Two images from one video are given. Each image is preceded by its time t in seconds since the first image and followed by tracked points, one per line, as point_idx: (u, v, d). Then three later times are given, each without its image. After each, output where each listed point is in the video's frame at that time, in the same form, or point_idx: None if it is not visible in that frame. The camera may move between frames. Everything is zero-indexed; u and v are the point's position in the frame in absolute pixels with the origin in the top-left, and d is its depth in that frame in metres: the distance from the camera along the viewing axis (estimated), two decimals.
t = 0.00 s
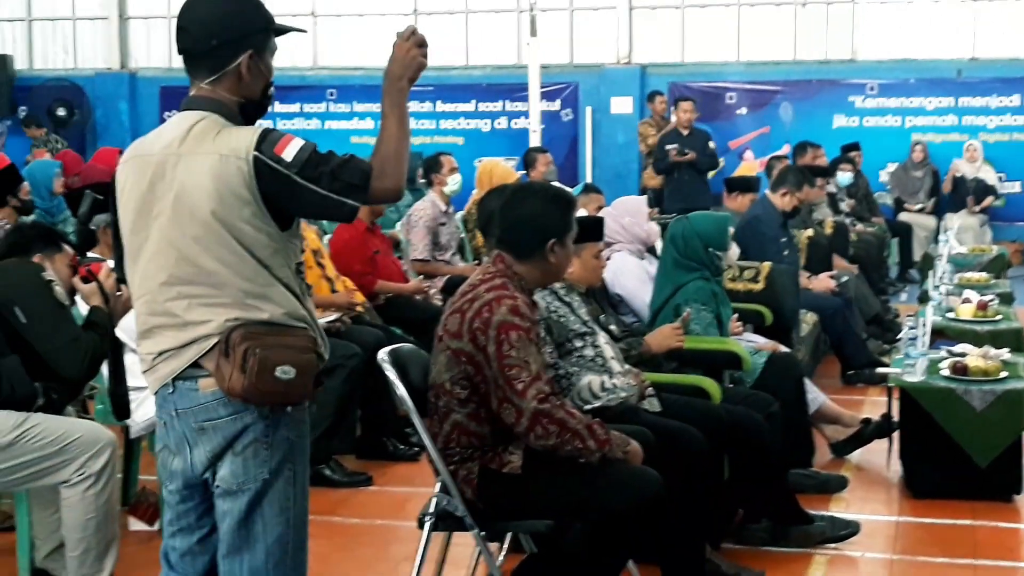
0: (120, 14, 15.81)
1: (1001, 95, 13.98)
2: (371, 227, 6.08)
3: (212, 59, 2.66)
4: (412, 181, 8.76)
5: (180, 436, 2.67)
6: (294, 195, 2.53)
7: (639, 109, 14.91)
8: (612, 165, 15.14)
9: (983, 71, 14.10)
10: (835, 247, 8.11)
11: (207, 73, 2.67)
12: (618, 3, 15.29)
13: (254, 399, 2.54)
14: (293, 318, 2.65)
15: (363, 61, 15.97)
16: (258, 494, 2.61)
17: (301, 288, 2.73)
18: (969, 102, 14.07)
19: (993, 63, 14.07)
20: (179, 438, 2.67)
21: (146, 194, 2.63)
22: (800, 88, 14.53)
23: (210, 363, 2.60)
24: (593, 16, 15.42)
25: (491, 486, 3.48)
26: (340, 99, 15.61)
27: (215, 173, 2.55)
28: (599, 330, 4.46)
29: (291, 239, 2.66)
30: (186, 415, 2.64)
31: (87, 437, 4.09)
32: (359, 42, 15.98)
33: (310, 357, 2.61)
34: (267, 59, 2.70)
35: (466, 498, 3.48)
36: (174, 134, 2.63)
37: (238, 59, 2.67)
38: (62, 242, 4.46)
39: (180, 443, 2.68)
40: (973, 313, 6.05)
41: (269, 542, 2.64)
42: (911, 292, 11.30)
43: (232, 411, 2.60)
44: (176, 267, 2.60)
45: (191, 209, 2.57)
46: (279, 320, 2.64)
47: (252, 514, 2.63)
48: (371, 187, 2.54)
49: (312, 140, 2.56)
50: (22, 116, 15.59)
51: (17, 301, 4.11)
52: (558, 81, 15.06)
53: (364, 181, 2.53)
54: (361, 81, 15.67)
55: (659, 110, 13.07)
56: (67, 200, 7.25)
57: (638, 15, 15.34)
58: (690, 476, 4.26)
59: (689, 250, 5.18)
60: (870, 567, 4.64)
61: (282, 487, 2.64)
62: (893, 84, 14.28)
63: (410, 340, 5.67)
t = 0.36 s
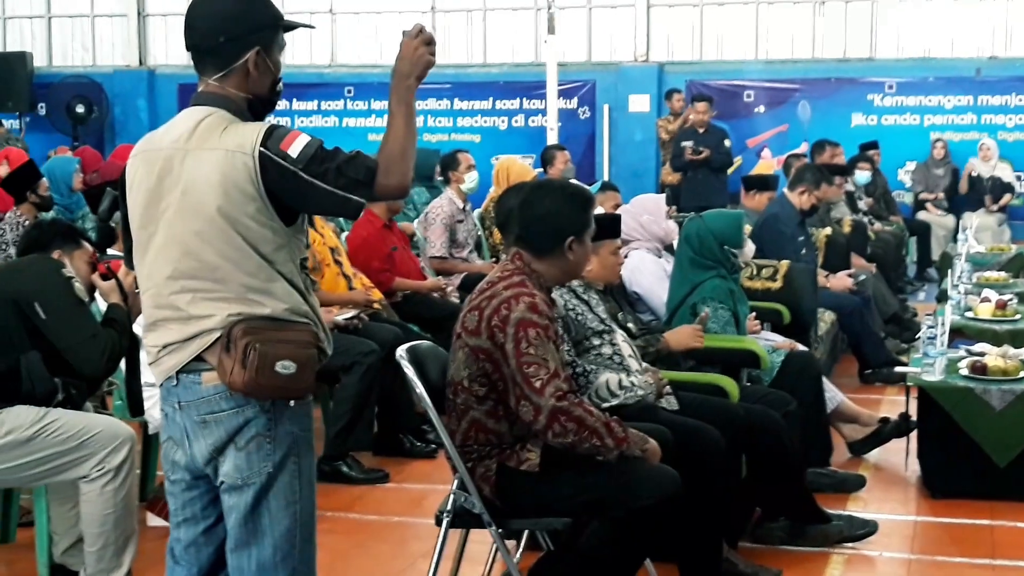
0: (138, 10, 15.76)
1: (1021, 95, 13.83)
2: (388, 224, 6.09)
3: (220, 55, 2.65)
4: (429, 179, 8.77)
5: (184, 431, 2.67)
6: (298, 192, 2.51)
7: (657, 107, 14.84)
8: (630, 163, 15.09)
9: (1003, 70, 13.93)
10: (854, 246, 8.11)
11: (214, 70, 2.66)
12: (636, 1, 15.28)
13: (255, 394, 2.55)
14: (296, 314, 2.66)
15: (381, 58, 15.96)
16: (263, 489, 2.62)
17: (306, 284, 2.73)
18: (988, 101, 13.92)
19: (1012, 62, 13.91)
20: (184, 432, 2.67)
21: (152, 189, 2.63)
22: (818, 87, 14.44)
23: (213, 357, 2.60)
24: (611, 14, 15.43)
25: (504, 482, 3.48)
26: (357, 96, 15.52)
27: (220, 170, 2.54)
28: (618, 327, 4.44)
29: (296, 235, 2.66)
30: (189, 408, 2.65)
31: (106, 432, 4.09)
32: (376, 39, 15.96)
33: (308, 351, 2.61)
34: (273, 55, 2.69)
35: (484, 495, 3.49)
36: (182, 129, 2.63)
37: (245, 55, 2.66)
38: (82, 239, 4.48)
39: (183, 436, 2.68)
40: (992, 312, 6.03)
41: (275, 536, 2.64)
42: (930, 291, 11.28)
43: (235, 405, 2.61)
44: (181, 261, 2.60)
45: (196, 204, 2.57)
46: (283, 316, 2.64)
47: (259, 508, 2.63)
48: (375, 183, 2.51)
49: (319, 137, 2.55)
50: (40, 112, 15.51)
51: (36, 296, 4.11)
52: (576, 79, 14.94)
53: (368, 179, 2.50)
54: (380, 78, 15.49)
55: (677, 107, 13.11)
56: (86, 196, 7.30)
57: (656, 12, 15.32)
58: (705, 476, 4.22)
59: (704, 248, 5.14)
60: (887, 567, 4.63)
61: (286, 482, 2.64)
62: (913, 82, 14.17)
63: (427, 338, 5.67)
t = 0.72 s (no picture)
0: (162, 11, 15.47)
1: None
2: (412, 226, 6.09)
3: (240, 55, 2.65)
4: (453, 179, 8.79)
5: (207, 432, 2.67)
6: (319, 193, 2.51)
7: (681, 108, 14.68)
8: (653, 163, 14.92)
9: None
10: (879, 248, 8.10)
11: (235, 71, 2.66)
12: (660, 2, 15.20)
13: (277, 393, 2.55)
14: (317, 314, 2.66)
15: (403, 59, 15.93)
16: (291, 488, 2.61)
17: (326, 284, 2.73)
18: (1014, 102, 13.75)
19: None
20: (207, 434, 2.67)
21: (174, 191, 2.63)
22: (842, 87, 14.28)
23: (235, 357, 2.60)
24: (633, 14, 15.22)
25: (530, 484, 3.48)
26: (381, 98, 15.55)
27: (240, 171, 2.54)
28: (642, 328, 4.37)
29: (316, 235, 2.65)
30: (212, 410, 2.64)
31: (132, 433, 4.09)
32: (398, 40, 15.94)
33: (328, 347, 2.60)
34: (294, 56, 2.69)
35: (509, 497, 3.49)
36: (201, 131, 2.64)
37: (266, 57, 2.66)
38: (109, 239, 4.48)
39: (207, 435, 2.67)
40: (1018, 314, 6.00)
41: (304, 534, 2.64)
42: (955, 293, 11.25)
43: (258, 405, 2.60)
44: (203, 262, 2.59)
45: (217, 204, 2.57)
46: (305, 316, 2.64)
47: (289, 507, 2.63)
48: (395, 185, 2.50)
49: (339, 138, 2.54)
50: (66, 113, 15.42)
51: (63, 296, 4.11)
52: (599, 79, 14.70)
53: (386, 182, 2.49)
54: (403, 79, 15.58)
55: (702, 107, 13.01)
56: (111, 197, 7.34)
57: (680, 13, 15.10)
58: (721, 484, 4.26)
59: (730, 250, 5.14)
60: (913, 569, 4.62)
61: (314, 480, 2.64)
62: (938, 83, 13.99)
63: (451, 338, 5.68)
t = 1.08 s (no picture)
0: (190, 8, 15.49)
1: None
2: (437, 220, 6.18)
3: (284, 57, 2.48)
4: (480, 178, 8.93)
5: (269, 437, 2.46)
6: (381, 196, 2.33)
7: (708, 103, 14.53)
8: (680, 159, 14.73)
9: None
10: (907, 242, 8.09)
11: (289, 69, 2.48)
12: None
13: (346, 393, 2.36)
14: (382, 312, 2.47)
15: (430, 55, 15.90)
16: (371, 485, 2.42)
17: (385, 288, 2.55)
18: None
19: None
20: (266, 438, 2.47)
21: (233, 190, 2.44)
22: (870, 82, 14.14)
23: (300, 358, 2.40)
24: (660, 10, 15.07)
25: (559, 479, 3.48)
26: (407, 92, 15.55)
27: (306, 171, 2.34)
28: (667, 322, 4.37)
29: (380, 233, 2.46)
30: (274, 410, 2.43)
31: (162, 427, 4.10)
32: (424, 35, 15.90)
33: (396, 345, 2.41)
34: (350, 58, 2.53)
35: (535, 491, 3.48)
36: (261, 129, 2.44)
37: (325, 55, 2.49)
38: (139, 235, 4.52)
39: (266, 436, 2.47)
40: None
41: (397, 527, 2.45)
42: (983, 288, 11.23)
43: (326, 407, 2.39)
44: (267, 261, 2.40)
45: (280, 203, 2.36)
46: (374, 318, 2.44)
47: (370, 503, 2.43)
48: (457, 188, 2.32)
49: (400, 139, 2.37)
50: (95, 108, 15.45)
51: (94, 292, 4.14)
52: (625, 74, 14.67)
53: (447, 186, 2.31)
54: (428, 75, 15.55)
55: (730, 101, 12.93)
56: (139, 193, 7.38)
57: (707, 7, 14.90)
58: (747, 481, 4.20)
59: (758, 244, 5.13)
60: (941, 565, 4.60)
61: (390, 475, 2.45)
62: (966, 77, 13.83)
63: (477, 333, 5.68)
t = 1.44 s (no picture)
0: None
1: None
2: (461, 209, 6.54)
3: (438, 55, 2.38)
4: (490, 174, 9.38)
5: (437, 437, 2.27)
6: (573, 194, 2.29)
7: (733, 94, 13.76)
8: (704, 152, 14.01)
9: None
10: (932, 234, 8.04)
11: (458, 58, 2.37)
12: None
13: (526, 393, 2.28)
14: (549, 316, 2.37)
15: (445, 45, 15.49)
16: (525, 495, 2.31)
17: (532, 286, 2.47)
18: None
19: None
20: (421, 443, 2.28)
21: (414, 182, 2.25)
22: (896, 73, 13.37)
23: (491, 356, 2.26)
24: None
25: (581, 471, 3.48)
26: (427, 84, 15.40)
27: (506, 163, 2.24)
28: (692, 312, 4.33)
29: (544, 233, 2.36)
30: (449, 416, 2.26)
31: (186, 416, 4.13)
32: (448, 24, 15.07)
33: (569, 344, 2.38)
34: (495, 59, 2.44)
35: (559, 481, 3.50)
36: (440, 120, 2.29)
37: (483, 47, 2.40)
38: (165, 224, 4.53)
39: (432, 443, 2.27)
40: None
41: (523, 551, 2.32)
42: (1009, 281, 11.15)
43: (508, 406, 2.28)
44: (457, 259, 2.23)
45: (477, 199, 2.22)
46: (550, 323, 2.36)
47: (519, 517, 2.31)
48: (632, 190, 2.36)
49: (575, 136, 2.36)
50: (120, 98, 14.65)
51: (121, 281, 4.13)
52: (649, 65, 13.90)
53: (626, 186, 2.36)
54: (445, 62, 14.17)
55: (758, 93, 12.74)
56: (164, 181, 7.34)
57: None
58: (770, 475, 4.18)
59: (780, 235, 5.12)
60: (966, 557, 4.59)
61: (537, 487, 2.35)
62: (993, 68, 13.17)
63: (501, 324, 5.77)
